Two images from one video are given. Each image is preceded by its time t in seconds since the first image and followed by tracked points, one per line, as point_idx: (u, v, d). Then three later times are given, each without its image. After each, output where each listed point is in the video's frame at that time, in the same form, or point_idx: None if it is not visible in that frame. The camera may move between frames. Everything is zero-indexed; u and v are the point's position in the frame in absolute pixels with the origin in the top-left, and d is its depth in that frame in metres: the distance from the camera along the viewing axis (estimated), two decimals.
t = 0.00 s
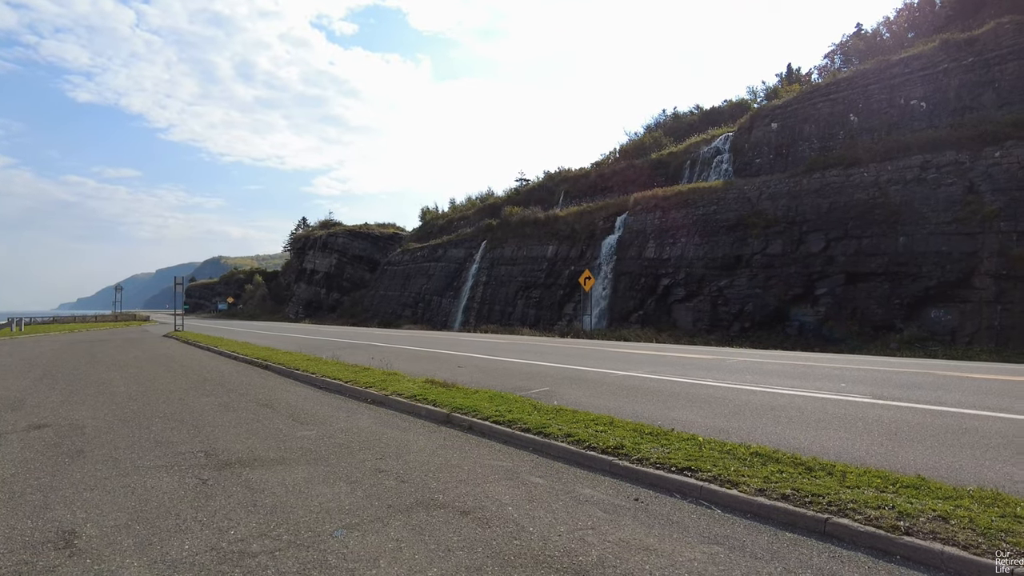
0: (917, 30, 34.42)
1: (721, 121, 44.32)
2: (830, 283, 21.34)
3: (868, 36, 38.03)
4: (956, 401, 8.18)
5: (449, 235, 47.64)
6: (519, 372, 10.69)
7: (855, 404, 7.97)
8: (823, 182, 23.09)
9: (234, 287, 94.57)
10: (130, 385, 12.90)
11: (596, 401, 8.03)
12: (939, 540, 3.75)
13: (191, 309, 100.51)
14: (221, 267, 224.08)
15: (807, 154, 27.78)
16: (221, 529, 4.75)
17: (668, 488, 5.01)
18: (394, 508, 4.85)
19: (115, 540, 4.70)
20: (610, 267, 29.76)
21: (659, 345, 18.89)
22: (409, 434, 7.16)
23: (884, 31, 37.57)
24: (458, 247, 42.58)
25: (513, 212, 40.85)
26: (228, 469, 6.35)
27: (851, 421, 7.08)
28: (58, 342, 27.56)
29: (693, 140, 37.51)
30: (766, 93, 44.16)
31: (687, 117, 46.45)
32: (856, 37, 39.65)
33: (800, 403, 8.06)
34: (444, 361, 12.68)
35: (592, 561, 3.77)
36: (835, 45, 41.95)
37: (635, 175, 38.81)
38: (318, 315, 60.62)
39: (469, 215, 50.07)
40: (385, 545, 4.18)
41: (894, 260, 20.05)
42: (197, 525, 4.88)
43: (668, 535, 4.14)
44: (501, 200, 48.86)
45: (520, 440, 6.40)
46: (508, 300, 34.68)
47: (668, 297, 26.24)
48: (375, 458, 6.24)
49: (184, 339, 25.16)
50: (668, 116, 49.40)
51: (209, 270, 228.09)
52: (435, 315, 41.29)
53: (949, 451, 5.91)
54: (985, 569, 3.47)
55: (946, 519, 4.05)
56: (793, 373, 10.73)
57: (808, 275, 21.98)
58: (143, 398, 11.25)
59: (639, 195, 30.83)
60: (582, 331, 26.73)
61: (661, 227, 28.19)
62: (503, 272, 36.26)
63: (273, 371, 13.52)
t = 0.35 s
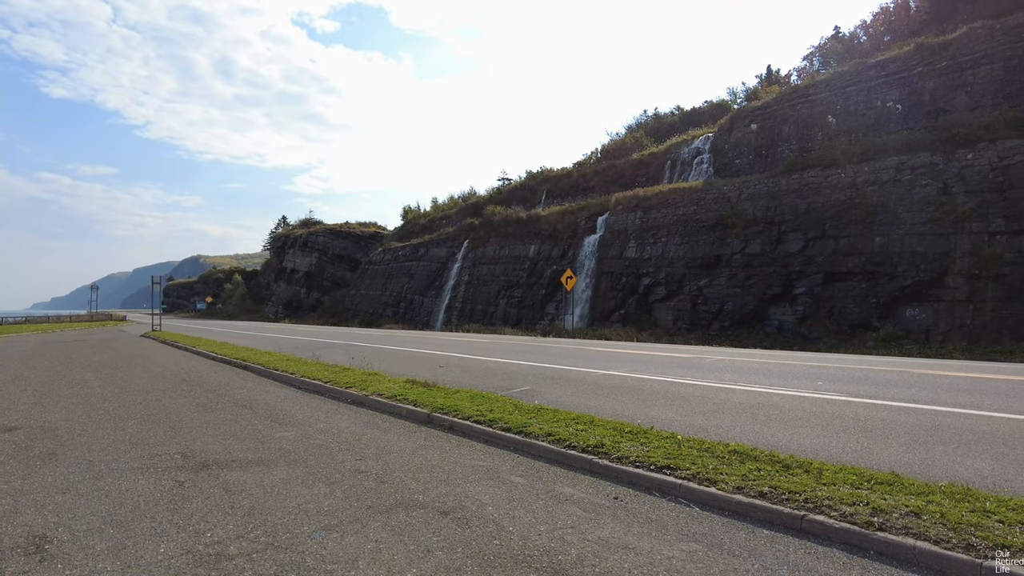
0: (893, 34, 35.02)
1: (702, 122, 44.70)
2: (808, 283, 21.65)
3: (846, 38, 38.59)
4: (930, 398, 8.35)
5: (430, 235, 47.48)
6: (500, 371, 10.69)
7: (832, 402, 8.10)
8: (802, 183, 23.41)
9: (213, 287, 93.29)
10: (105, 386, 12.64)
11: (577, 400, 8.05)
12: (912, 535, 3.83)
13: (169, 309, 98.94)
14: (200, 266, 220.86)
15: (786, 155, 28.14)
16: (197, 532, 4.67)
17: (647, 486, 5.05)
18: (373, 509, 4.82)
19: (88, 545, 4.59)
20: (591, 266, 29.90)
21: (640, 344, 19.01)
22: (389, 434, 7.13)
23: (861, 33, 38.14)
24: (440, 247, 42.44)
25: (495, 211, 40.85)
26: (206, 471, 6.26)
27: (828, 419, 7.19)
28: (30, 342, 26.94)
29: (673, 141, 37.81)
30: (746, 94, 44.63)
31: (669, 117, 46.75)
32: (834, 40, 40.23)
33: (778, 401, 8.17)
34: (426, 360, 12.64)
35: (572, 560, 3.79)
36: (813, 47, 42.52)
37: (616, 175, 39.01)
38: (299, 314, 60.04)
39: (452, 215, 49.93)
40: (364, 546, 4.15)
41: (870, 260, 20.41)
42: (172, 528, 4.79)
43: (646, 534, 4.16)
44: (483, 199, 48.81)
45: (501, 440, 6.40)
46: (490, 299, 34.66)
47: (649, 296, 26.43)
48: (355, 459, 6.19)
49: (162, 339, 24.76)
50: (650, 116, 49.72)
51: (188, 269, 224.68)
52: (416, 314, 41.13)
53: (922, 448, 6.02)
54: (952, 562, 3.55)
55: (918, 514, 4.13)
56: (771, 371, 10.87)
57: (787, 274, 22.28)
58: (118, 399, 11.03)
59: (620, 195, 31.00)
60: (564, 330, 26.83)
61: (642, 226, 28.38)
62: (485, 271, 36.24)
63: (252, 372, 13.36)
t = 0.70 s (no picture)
0: (861, 39, 35.86)
1: (676, 123, 45.24)
2: (779, 283, 22.05)
3: (815, 42, 39.39)
4: (894, 396, 8.58)
5: (405, 234, 47.20)
6: (475, 371, 10.70)
7: (800, 400, 8.26)
8: (774, 185, 23.83)
9: (183, 287, 91.30)
10: (70, 388, 12.27)
11: (551, 399, 8.08)
12: (876, 530, 3.93)
13: (137, 309, 96.58)
14: (170, 265, 216.06)
15: (758, 157, 28.63)
16: (165, 536, 4.56)
17: (620, 484, 5.10)
18: (346, 510, 4.78)
19: (50, 551, 4.45)
20: (567, 266, 30.05)
21: (615, 343, 19.10)
22: (362, 435, 7.07)
23: (831, 38, 38.96)
24: (416, 246, 42.19)
25: (472, 211, 40.77)
26: (175, 474, 6.13)
27: (796, 417, 7.34)
28: None
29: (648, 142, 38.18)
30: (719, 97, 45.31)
31: (644, 118, 47.18)
32: (804, 44, 41.06)
33: (747, 400, 8.31)
34: (400, 361, 12.56)
35: (545, 560, 3.80)
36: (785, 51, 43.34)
37: (592, 176, 39.24)
38: (272, 315, 59.12)
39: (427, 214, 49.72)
40: (336, 548, 4.11)
41: (839, 261, 20.88)
42: (139, 533, 4.67)
43: (619, 532, 4.20)
44: (459, 199, 48.69)
45: (475, 440, 6.40)
46: (466, 299, 34.58)
47: (624, 296, 26.65)
48: (328, 460, 6.13)
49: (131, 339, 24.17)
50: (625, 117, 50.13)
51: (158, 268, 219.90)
52: (392, 314, 40.81)
53: (887, 445, 6.18)
54: (915, 556, 3.66)
55: (882, 509, 4.24)
56: (742, 370, 11.04)
57: (758, 274, 22.67)
58: (82, 402, 10.71)
59: (596, 195, 31.21)
60: (540, 330, 26.90)
61: (617, 227, 28.61)
62: (461, 271, 36.14)
63: (224, 373, 13.13)
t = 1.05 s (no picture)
0: (835, 43, 36.54)
1: (655, 125, 45.61)
2: (756, 283, 22.36)
3: (792, 46, 40.00)
4: (866, 394, 8.76)
5: (385, 233, 46.90)
6: (455, 371, 10.68)
7: (776, 398, 8.40)
8: (751, 186, 24.17)
9: (157, 286, 89.61)
10: (38, 390, 11.93)
11: (530, 399, 8.10)
12: (847, 526, 4.01)
13: (110, 309, 94.52)
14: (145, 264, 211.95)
15: (735, 158, 28.96)
16: (138, 539, 4.47)
17: (597, 483, 5.14)
18: (323, 512, 4.74)
19: (18, 556, 4.32)
20: (547, 266, 30.13)
21: (593, 343, 19.19)
22: (339, 436, 7.02)
23: (807, 41, 39.45)
24: (395, 246, 41.94)
25: (452, 210, 40.65)
26: (148, 476, 6.01)
27: (772, 415, 7.46)
28: None
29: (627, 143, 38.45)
30: (697, 99, 45.81)
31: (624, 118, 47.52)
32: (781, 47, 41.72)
33: (724, 398, 8.43)
34: (378, 361, 12.49)
35: (522, 559, 3.81)
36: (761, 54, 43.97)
37: (572, 176, 39.39)
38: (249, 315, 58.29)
39: (407, 214, 49.47)
40: (313, 550, 4.07)
41: (814, 261, 21.24)
42: (111, 537, 4.56)
43: (596, 531, 4.23)
44: (439, 199, 48.55)
45: (454, 440, 6.39)
46: (446, 299, 34.47)
47: (603, 296, 26.81)
48: (304, 461, 6.07)
49: (104, 340, 23.67)
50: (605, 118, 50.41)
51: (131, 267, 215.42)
52: (371, 314, 40.51)
53: (858, 442, 6.31)
54: (884, 550, 3.75)
55: (854, 506, 4.33)
56: (719, 369, 11.18)
57: (735, 274, 22.97)
58: (51, 403, 10.42)
59: (575, 196, 31.36)
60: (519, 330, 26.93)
61: (596, 227, 28.77)
62: (441, 271, 36.03)
63: (200, 373, 12.92)
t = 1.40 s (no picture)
0: (817, 45, 37.00)
1: (639, 125, 45.83)
2: (738, 283, 22.58)
3: (774, 48, 40.47)
4: (844, 392, 8.89)
5: (368, 233, 46.65)
6: (439, 371, 10.66)
7: (757, 397, 8.49)
8: (733, 186, 24.39)
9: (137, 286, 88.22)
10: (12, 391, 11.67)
11: (512, 398, 8.11)
12: (825, 523, 4.07)
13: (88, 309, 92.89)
14: (124, 263, 208.55)
15: (718, 159, 29.19)
16: (117, 542, 4.39)
17: (579, 482, 5.16)
18: (305, 512, 4.71)
19: None
20: (531, 266, 30.19)
21: (576, 342, 19.26)
22: (321, 436, 6.98)
23: (788, 44, 40.28)
24: (379, 245, 41.72)
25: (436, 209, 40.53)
26: (128, 478, 5.91)
27: (753, 414, 7.54)
28: None
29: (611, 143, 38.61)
30: (681, 99, 46.13)
31: (609, 118, 47.73)
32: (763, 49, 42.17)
33: (706, 397, 8.50)
34: (361, 361, 12.42)
35: (504, 558, 3.82)
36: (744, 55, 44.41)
37: (556, 176, 39.47)
38: (230, 314, 57.61)
39: (391, 213, 49.24)
40: (294, 550, 4.04)
41: (795, 261, 21.49)
42: (88, 539, 4.48)
43: (577, 529, 4.25)
44: (423, 198, 48.40)
45: (437, 440, 6.38)
46: (430, 298, 34.36)
47: (587, 296, 26.90)
48: (286, 462, 6.02)
49: (82, 340, 23.26)
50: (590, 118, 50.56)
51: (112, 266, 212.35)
52: (354, 314, 40.26)
53: (836, 440, 6.41)
54: (862, 547, 3.80)
55: (832, 503, 4.40)
56: (702, 368, 11.27)
57: (718, 274, 23.18)
58: (26, 405, 10.22)
59: (559, 196, 31.45)
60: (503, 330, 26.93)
61: (580, 227, 28.87)
62: (425, 271, 35.92)
63: (181, 374, 12.75)
